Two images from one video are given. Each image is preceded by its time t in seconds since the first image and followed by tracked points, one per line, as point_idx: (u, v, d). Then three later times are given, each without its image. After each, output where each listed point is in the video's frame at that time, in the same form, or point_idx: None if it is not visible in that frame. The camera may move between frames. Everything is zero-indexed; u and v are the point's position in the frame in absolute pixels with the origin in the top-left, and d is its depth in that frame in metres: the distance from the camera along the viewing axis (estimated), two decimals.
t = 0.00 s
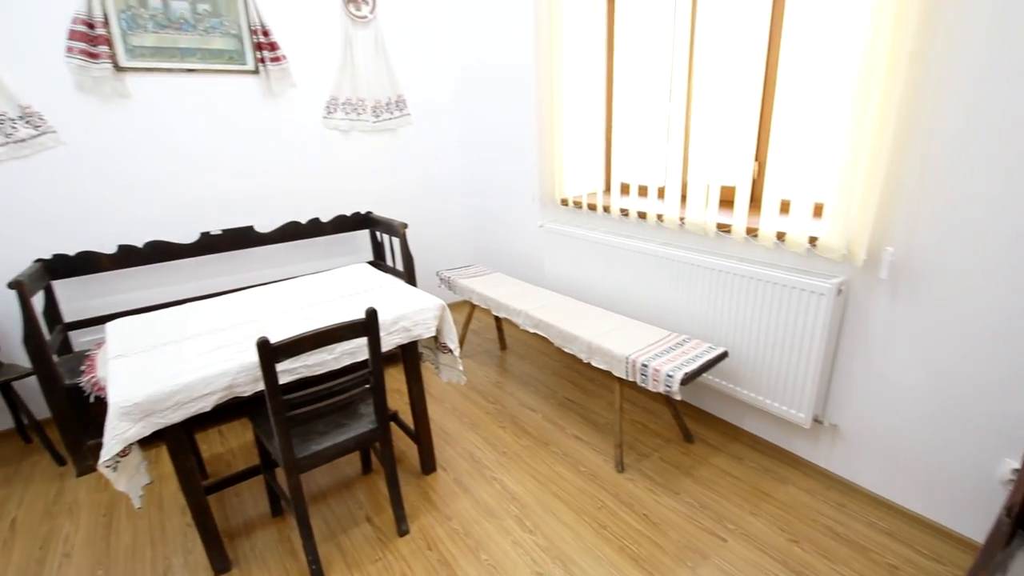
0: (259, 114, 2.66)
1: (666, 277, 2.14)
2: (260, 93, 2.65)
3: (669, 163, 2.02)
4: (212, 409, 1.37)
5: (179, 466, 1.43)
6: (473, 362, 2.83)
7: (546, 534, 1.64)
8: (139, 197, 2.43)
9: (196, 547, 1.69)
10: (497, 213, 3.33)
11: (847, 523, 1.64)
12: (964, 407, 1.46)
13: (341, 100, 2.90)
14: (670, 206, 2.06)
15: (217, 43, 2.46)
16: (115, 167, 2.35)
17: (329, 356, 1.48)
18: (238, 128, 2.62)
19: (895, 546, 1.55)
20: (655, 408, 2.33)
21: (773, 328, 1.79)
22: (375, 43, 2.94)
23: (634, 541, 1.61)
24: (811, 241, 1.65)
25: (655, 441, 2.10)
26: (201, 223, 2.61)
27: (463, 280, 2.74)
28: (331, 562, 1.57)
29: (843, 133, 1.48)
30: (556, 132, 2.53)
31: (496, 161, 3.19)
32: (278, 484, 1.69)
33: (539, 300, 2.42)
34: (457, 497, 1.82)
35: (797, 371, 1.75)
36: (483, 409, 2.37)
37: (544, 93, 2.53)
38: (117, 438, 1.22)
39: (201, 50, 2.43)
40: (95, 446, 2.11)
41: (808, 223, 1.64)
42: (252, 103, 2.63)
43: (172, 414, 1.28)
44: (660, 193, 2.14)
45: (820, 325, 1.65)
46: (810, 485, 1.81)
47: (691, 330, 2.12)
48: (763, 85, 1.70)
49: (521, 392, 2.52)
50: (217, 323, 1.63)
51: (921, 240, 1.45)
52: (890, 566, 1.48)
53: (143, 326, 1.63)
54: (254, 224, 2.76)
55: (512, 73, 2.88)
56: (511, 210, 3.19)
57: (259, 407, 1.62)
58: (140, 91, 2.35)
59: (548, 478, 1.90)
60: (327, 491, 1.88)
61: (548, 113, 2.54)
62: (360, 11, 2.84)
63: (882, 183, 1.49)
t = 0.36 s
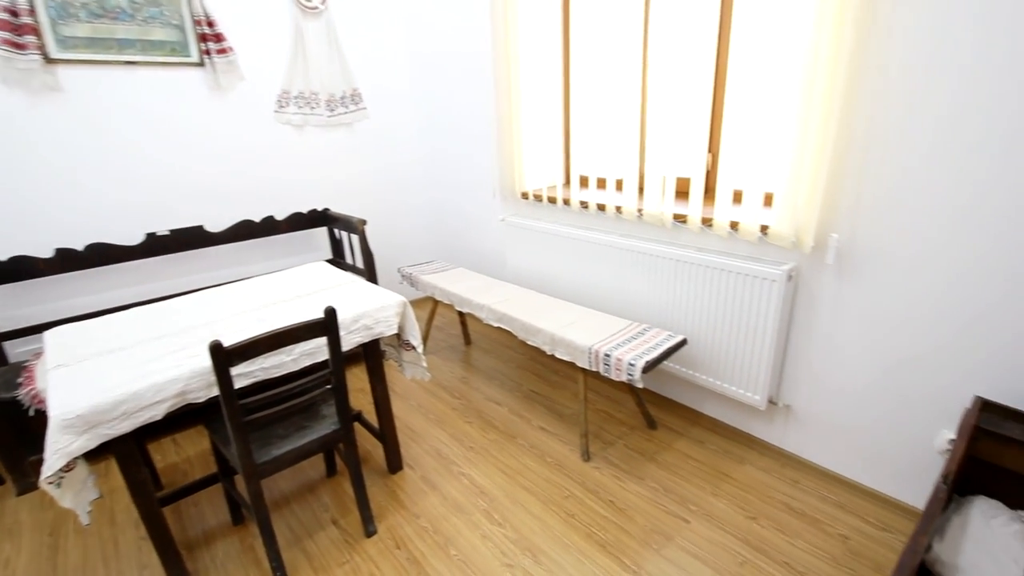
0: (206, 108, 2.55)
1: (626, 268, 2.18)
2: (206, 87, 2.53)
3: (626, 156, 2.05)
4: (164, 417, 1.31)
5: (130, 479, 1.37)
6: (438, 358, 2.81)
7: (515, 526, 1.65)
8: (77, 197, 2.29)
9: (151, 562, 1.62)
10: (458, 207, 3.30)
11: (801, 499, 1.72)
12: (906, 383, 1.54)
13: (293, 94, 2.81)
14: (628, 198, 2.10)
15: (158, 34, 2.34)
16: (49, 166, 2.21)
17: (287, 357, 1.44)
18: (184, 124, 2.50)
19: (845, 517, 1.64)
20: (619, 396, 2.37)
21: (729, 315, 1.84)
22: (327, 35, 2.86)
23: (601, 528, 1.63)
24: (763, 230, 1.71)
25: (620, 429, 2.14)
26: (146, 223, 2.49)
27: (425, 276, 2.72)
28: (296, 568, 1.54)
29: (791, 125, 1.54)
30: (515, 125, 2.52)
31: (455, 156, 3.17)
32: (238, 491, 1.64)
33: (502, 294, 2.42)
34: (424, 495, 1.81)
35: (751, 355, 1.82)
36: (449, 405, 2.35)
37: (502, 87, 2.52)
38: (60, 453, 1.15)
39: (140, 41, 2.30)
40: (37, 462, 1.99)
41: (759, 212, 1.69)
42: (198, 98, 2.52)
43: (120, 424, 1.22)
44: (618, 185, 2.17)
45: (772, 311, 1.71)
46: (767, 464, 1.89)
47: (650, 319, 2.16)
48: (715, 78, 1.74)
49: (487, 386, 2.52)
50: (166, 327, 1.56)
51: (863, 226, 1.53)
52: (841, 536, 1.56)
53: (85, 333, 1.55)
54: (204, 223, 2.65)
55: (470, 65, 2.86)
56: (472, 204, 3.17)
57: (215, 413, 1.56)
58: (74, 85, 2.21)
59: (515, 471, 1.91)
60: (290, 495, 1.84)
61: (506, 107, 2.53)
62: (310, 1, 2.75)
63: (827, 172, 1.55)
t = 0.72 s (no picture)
0: (149, 104, 2.43)
1: (588, 261, 2.20)
2: (149, 81, 2.41)
3: (585, 150, 2.07)
4: (113, 429, 1.25)
5: (78, 496, 1.30)
6: (403, 357, 2.78)
7: (485, 521, 1.66)
8: (8, 200, 2.15)
9: None
10: (418, 203, 3.27)
11: (760, 479, 1.78)
12: (853, 364, 1.62)
13: (243, 88, 2.71)
14: (588, 191, 2.12)
15: (93, 25, 2.20)
16: None
17: (244, 361, 1.40)
18: (125, 121, 2.38)
19: (801, 494, 1.71)
20: (585, 388, 2.40)
21: (687, 304, 1.89)
22: (277, 27, 2.76)
23: (570, 518, 1.66)
24: (718, 220, 1.76)
25: (586, 420, 2.17)
26: (88, 226, 2.36)
27: (387, 273, 2.67)
28: None
29: (742, 118, 1.59)
30: (474, 120, 2.50)
31: (415, 152, 3.13)
32: (197, 502, 1.58)
33: (466, 290, 2.41)
34: (393, 495, 1.79)
35: (710, 342, 1.87)
36: (415, 404, 2.33)
37: (460, 81, 2.49)
38: None
39: (73, 32, 2.16)
40: None
41: (714, 203, 1.74)
42: (140, 93, 2.39)
43: (65, 438, 1.16)
44: (578, 179, 2.19)
45: (728, 298, 1.77)
46: (728, 448, 1.95)
47: (612, 310, 2.19)
48: (669, 72, 1.77)
49: (454, 382, 2.51)
50: (112, 335, 1.48)
51: (812, 215, 1.59)
52: (798, 513, 1.63)
53: (22, 345, 1.45)
54: (151, 225, 2.53)
55: (426, 59, 2.82)
56: (432, 200, 3.14)
57: (168, 422, 1.50)
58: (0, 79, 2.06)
59: (484, 466, 1.91)
60: (253, 503, 1.79)
61: (465, 101, 2.51)
62: None
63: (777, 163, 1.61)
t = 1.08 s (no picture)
0: (92, 103, 2.31)
1: (554, 258, 2.21)
2: (92, 79, 2.28)
3: (547, 146, 2.08)
4: (62, 445, 1.19)
5: (25, 518, 1.23)
6: (370, 358, 2.74)
7: (458, 520, 1.65)
8: None
9: None
10: (381, 202, 3.22)
11: (726, 465, 1.84)
12: (810, 351, 1.69)
13: (194, 86, 2.61)
14: (552, 188, 2.13)
15: (28, 19, 2.08)
16: None
17: (202, 369, 1.35)
18: (67, 120, 2.25)
19: (765, 478, 1.77)
20: (554, 383, 2.42)
21: (652, 297, 1.93)
22: (229, 22, 2.67)
23: (543, 513, 1.67)
24: (679, 214, 1.80)
25: (556, 415, 2.18)
26: (29, 232, 2.23)
27: (351, 274, 2.63)
28: None
29: (700, 114, 1.62)
30: (437, 117, 2.48)
31: (377, 149, 3.08)
32: (157, 517, 1.52)
33: (432, 289, 2.39)
34: (363, 499, 1.76)
35: (674, 334, 1.91)
36: (384, 406, 2.30)
37: (421, 78, 2.46)
38: None
39: (6, 26, 2.04)
40: None
41: (675, 198, 1.78)
42: (82, 91, 2.27)
43: (9, 457, 1.09)
44: (542, 176, 2.20)
45: (691, 291, 1.81)
46: (694, 436, 2.00)
47: (579, 306, 2.21)
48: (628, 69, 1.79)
49: (423, 383, 2.48)
50: (59, 347, 1.40)
51: (768, 208, 1.64)
52: (762, 496, 1.69)
53: None
54: (99, 230, 2.41)
55: (385, 56, 2.78)
56: (396, 199, 3.10)
57: (123, 436, 1.44)
58: None
59: (456, 465, 1.90)
60: (217, 515, 1.73)
61: (427, 99, 2.48)
62: None
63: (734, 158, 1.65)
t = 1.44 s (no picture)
0: (37, 101, 2.19)
1: (524, 254, 2.22)
2: (35, 76, 2.17)
3: (515, 144, 2.08)
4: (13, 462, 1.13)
5: None
6: (341, 360, 2.70)
7: (434, 521, 1.64)
8: None
9: None
10: (348, 201, 3.17)
11: (696, 454, 1.88)
12: (775, 340, 1.74)
13: (147, 84, 2.50)
14: (520, 185, 2.13)
15: None
16: None
17: (163, 377, 1.30)
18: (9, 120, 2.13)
19: (734, 465, 1.81)
20: (527, 379, 2.43)
21: (621, 292, 1.95)
22: (184, 17, 2.57)
23: (519, 509, 1.67)
24: (646, 210, 1.83)
25: (530, 412, 2.19)
26: None
27: (319, 276, 2.58)
28: None
29: (664, 110, 1.65)
30: (403, 115, 2.45)
31: (342, 148, 3.02)
32: (119, 532, 1.46)
33: (402, 289, 2.37)
34: (336, 503, 1.74)
35: (644, 328, 1.94)
36: (356, 408, 2.27)
37: (386, 75, 2.42)
38: None
39: None
40: None
41: (641, 193, 1.80)
42: (25, 89, 2.15)
43: None
44: (510, 173, 2.20)
45: (659, 285, 1.84)
46: (665, 427, 2.04)
47: (550, 302, 2.22)
48: (593, 66, 1.81)
49: (395, 383, 2.46)
50: (7, 359, 1.33)
51: (731, 202, 1.68)
52: (732, 483, 1.73)
53: None
54: (49, 235, 2.30)
55: (348, 52, 2.73)
56: (363, 198, 3.06)
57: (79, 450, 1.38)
58: None
59: (431, 466, 1.89)
60: (184, 527, 1.68)
61: (392, 96, 2.45)
62: None
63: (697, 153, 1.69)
